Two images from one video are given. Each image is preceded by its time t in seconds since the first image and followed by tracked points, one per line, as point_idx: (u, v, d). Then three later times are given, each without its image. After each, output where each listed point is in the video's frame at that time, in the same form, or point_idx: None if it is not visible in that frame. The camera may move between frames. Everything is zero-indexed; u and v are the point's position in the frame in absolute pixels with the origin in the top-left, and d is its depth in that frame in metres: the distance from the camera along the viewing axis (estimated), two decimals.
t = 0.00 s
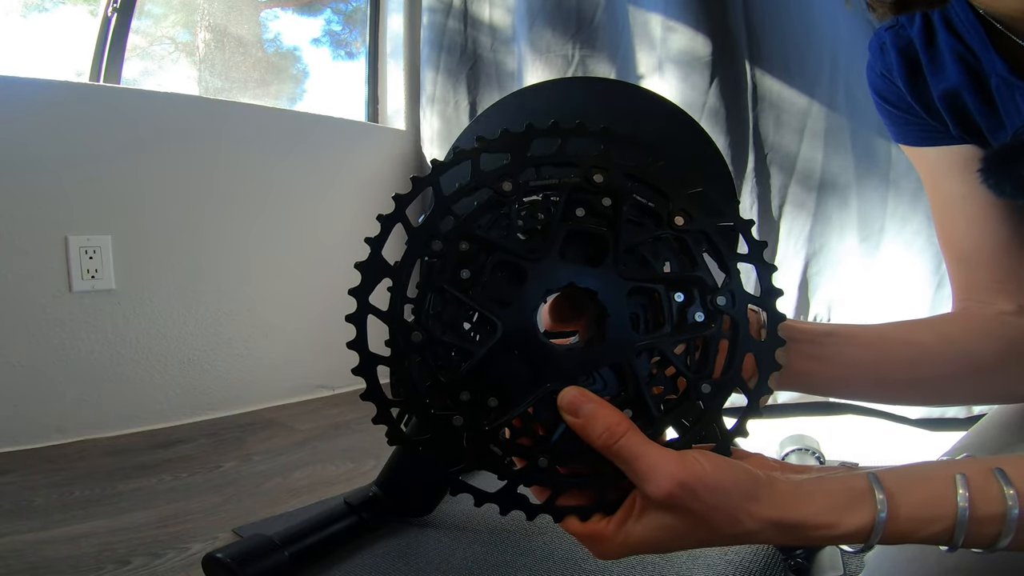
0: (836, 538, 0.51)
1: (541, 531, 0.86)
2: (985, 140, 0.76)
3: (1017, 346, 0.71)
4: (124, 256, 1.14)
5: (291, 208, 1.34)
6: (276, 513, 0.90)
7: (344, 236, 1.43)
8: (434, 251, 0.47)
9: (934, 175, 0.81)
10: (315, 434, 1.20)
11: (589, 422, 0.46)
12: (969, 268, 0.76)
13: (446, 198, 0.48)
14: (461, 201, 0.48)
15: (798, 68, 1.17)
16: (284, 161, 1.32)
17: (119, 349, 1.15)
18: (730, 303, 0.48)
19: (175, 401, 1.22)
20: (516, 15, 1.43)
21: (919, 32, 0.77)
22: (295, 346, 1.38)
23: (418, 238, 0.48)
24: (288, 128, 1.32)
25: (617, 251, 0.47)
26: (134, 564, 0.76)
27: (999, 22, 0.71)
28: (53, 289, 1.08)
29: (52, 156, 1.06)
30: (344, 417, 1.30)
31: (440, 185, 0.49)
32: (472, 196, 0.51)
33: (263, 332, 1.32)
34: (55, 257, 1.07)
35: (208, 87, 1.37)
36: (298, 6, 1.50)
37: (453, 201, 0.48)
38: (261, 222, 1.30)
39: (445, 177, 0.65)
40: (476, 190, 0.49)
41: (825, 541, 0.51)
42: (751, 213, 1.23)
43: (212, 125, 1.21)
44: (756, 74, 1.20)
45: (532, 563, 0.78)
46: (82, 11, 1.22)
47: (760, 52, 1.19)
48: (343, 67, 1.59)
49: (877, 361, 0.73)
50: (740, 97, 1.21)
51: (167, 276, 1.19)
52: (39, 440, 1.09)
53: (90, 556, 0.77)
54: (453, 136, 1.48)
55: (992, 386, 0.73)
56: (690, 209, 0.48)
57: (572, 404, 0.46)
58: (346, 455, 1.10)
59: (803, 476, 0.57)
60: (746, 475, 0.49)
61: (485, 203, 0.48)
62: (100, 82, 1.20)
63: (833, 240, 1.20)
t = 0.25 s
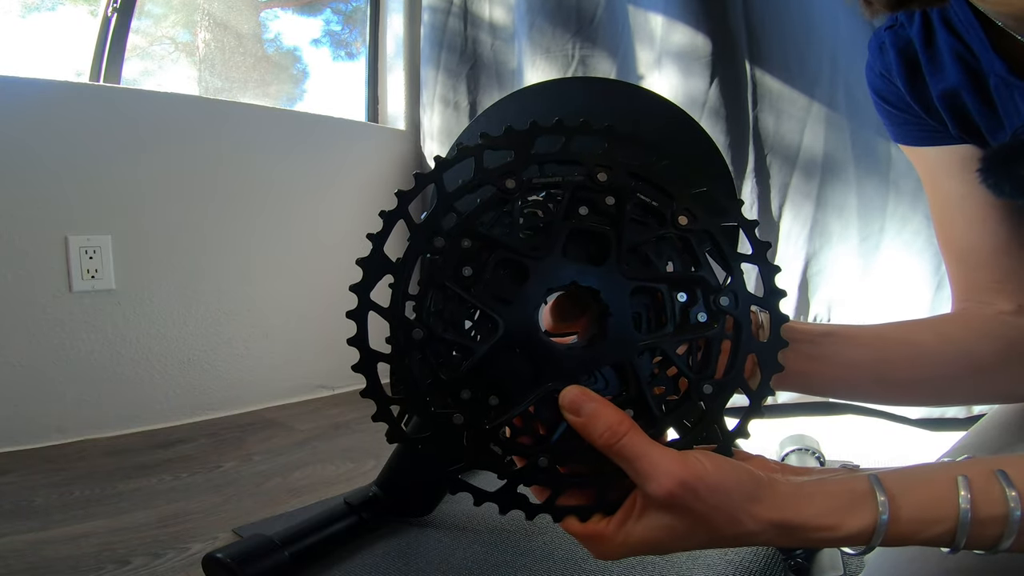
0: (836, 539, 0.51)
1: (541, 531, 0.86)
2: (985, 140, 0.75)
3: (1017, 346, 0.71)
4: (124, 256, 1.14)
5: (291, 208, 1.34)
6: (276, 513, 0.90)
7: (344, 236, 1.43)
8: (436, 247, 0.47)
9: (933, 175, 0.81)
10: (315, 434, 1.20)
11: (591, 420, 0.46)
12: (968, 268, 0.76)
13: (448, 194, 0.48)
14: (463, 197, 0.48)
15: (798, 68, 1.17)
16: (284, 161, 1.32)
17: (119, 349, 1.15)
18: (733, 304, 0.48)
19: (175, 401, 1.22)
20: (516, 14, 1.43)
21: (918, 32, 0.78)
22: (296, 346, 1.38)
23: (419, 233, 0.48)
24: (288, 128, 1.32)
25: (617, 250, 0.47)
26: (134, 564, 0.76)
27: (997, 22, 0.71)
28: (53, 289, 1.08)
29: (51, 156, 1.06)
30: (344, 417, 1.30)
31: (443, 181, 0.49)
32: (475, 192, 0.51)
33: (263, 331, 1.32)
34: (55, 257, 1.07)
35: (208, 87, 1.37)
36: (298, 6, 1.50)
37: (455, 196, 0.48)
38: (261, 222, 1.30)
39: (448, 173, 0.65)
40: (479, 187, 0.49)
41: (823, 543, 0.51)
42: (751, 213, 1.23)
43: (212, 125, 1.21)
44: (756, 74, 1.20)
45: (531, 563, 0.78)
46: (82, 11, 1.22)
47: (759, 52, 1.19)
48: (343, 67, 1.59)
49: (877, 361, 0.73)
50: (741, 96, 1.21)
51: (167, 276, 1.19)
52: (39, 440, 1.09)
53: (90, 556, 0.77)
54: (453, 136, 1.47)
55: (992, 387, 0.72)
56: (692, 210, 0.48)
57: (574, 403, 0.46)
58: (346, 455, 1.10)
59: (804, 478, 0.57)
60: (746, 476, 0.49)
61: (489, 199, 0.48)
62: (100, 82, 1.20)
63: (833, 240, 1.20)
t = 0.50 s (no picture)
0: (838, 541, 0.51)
1: (541, 531, 0.86)
2: (986, 139, 0.75)
3: (1017, 346, 0.71)
4: (124, 256, 1.14)
5: (291, 208, 1.34)
6: (276, 513, 0.90)
7: (344, 236, 1.43)
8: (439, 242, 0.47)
9: (936, 175, 0.81)
10: (315, 434, 1.20)
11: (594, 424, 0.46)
12: (970, 268, 0.77)
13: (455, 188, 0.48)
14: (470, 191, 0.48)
15: (798, 68, 1.17)
16: (284, 161, 1.32)
17: (119, 349, 1.15)
18: (745, 304, 0.48)
19: (175, 401, 1.22)
20: (516, 14, 1.43)
21: (919, 30, 0.77)
22: (296, 346, 1.38)
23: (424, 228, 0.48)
24: (288, 128, 1.32)
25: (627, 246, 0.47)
26: (134, 563, 0.76)
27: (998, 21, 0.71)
28: (53, 289, 1.08)
29: (51, 156, 1.06)
30: (345, 417, 1.30)
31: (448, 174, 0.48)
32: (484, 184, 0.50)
33: (263, 331, 1.32)
34: (55, 257, 1.07)
35: (208, 87, 1.36)
36: (298, 6, 1.50)
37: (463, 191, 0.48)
38: (261, 223, 1.30)
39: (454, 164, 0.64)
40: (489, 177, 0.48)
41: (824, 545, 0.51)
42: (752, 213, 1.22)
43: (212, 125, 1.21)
44: (756, 74, 1.20)
45: (531, 563, 0.78)
46: (82, 11, 1.22)
47: (759, 53, 1.19)
48: (343, 67, 1.59)
49: (878, 361, 0.73)
50: (741, 96, 1.21)
51: (167, 276, 1.19)
52: (39, 440, 1.09)
53: (90, 556, 0.77)
54: (453, 136, 1.47)
55: (992, 387, 0.73)
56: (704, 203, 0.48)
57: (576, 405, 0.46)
58: (346, 455, 1.10)
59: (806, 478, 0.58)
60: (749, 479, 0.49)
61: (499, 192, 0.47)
62: (101, 82, 1.20)
63: (833, 240, 1.20)
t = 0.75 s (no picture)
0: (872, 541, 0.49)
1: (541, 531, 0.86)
2: (985, 138, 0.75)
3: (1016, 346, 0.71)
4: (124, 256, 1.14)
5: (291, 208, 1.34)
6: (276, 513, 0.90)
7: (344, 237, 1.43)
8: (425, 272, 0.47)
9: (935, 174, 0.80)
10: (316, 434, 1.20)
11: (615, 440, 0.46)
12: (971, 268, 0.76)
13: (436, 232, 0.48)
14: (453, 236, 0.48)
15: (798, 68, 1.17)
16: (285, 161, 1.32)
17: (119, 349, 1.15)
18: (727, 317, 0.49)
19: (175, 401, 1.22)
20: (516, 14, 1.43)
21: (918, 28, 0.78)
22: (296, 347, 1.38)
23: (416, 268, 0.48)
24: (288, 128, 1.32)
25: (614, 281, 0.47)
26: (134, 563, 0.76)
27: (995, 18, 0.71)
28: (53, 289, 1.08)
29: (52, 156, 1.06)
30: (345, 417, 1.30)
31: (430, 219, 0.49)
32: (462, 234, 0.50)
33: (263, 332, 1.32)
34: (55, 257, 1.07)
35: (208, 87, 1.37)
36: (298, 6, 1.50)
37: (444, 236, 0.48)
38: (261, 223, 1.30)
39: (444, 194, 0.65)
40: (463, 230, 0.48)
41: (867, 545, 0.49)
42: (752, 214, 1.23)
43: (212, 125, 1.22)
44: (756, 74, 1.20)
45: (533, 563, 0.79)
46: (82, 11, 1.22)
47: (760, 52, 1.19)
48: (343, 67, 1.59)
49: (877, 362, 0.73)
50: (741, 96, 1.21)
51: (167, 277, 1.19)
52: (39, 440, 1.09)
53: (90, 556, 0.78)
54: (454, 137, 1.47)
55: (992, 387, 0.73)
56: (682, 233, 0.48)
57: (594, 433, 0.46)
58: (346, 455, 1.10)
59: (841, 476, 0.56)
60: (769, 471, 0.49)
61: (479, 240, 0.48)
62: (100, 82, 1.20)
63: (833, 240, 1.20)
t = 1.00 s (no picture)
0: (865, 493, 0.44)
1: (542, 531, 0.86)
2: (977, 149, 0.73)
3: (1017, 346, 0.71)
4: (124, 256, 1.14)
5: (291, 208, 1.34)
6: (276, 513, 0.90)
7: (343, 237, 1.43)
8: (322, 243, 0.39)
9: (927, 188, 0.78)
10: (316, 434, 1.20)
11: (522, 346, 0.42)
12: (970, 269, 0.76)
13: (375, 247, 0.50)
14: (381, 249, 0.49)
15: (798, 68, 1.17)
16: (285, 161, 1.32)
17: (119, 349, 1.15)
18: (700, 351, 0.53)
19: (175, 401, 1.22)
20: (516, 15, 1.42)
21: (907, 34, 0.77)
22: (296, 347, 1.38)
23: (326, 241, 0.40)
24: (289, 128, 1.32)
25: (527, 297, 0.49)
26: (134, 563, 0.76)
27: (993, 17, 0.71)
28: (53, 289, 1.08)
29: (52, 156, 1.06)
30: (344, 417, 1.30)
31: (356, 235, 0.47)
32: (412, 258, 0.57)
33: (263, 332, 1.32)
34: (55, 257, 1.07)
35: (208, 87, 1.37)
36: (298, 7, 1.50)
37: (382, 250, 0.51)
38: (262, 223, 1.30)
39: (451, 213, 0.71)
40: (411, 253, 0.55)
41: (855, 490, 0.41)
42: (752, 214, 1.23)
43: (212, 125, 1.22)
44: (756, 74, 1.20)
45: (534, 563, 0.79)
46: (82, 11, 1.22)
47: (760, 52, 1.20)
48: (343, 67, 1.59)
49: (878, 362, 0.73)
50: (741, 97, 1.22)
51: (168, 277, 1.19)
52: (39, 440, 1.09)
53: (90, 556, 0.77)
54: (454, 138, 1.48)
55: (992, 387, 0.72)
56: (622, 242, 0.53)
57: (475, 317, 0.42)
58: (346, 455, 1.10)
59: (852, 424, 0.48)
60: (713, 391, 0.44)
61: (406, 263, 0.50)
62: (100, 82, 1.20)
63: (833, 240, 1.20)
